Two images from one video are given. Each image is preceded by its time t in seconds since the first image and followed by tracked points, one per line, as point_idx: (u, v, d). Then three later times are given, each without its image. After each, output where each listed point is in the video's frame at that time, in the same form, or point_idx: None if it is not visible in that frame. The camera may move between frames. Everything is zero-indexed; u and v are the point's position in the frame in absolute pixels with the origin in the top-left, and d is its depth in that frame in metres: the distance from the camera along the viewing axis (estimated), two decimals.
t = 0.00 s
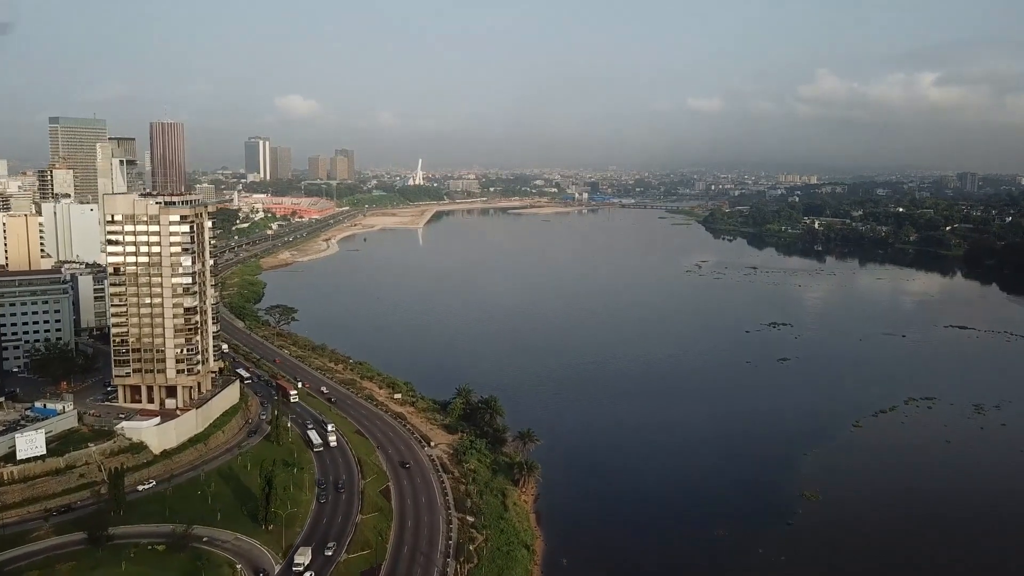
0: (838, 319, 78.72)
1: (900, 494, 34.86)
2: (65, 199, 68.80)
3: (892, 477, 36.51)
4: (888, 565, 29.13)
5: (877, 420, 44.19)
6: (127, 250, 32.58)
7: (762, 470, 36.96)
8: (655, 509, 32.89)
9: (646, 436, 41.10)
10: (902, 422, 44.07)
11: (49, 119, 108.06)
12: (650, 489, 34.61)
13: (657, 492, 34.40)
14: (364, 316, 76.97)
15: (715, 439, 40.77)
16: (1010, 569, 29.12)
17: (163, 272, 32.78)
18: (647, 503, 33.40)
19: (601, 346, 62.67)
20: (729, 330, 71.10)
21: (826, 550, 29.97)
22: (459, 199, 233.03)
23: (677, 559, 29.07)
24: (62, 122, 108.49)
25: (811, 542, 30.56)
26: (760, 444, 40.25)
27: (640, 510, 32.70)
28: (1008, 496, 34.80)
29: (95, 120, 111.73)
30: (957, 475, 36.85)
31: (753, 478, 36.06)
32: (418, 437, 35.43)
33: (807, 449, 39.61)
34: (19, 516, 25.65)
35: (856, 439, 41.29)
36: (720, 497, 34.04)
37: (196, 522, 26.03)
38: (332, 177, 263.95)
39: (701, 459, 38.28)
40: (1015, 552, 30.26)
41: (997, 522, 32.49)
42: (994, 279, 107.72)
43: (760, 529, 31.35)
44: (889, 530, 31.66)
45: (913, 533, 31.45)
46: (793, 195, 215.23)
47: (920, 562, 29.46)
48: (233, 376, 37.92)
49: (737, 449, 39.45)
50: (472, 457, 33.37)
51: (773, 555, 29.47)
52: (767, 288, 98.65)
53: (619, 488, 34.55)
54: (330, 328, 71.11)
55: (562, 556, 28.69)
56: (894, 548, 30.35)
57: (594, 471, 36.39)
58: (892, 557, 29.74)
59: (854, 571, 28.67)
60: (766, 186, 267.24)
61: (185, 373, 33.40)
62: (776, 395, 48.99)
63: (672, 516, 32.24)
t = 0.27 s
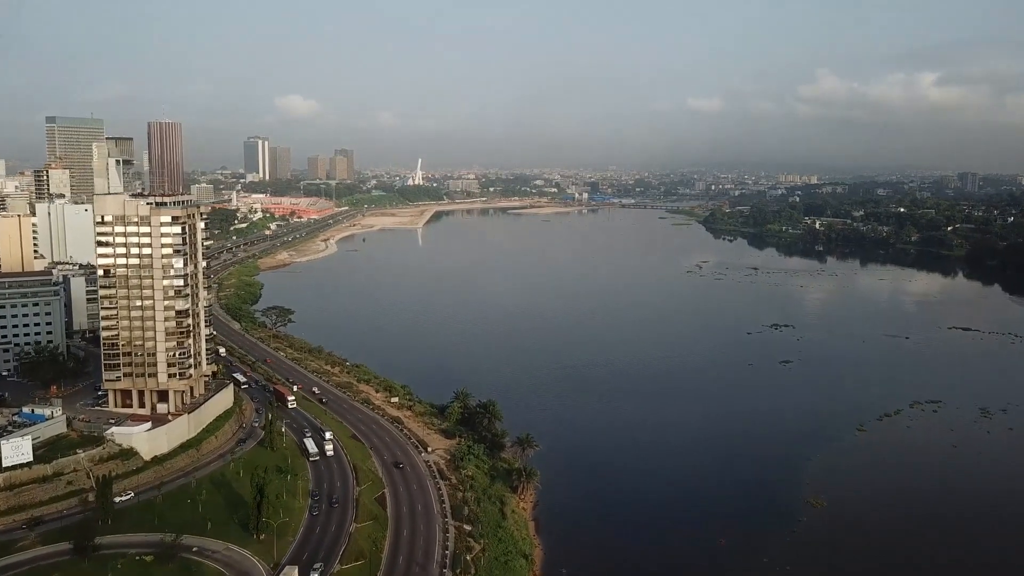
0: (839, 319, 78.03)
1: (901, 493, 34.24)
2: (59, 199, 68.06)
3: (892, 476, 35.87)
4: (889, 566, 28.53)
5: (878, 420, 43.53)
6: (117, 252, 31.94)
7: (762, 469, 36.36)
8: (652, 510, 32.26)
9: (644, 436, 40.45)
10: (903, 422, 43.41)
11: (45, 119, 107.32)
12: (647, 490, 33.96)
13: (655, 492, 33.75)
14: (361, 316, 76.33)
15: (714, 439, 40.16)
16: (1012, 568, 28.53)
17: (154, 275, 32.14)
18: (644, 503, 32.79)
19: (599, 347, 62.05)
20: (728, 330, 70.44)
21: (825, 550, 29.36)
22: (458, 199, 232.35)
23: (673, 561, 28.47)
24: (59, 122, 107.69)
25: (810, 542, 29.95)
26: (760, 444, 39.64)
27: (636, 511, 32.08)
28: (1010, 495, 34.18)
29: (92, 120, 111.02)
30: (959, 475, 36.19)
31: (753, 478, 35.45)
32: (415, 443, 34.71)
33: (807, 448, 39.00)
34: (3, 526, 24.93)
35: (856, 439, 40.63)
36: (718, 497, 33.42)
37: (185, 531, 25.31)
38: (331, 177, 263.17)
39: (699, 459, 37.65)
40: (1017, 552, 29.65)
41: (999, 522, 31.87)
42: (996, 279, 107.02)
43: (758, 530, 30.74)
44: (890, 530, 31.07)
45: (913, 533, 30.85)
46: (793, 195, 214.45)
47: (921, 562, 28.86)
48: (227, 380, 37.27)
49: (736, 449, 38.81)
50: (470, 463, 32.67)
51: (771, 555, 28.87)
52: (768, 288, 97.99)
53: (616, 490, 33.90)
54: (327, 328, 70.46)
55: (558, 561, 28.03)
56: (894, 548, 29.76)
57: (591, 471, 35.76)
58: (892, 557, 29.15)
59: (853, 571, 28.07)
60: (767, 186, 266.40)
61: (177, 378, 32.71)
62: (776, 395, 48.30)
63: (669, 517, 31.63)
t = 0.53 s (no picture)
0: (836, 319, 77.54)
1: (900, 494, 33.66)
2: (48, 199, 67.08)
3: (891, 476, 35.33)
4: (888, 566, 27.97)
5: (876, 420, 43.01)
6: (101, 254, 31.14)
7: (760, 469, 35.83)
8: (648, 511, 31.68)
9: (640, 437, 39.84)
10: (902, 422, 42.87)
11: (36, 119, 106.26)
12: (643, 491, 33.36)
13: (651, 494, 33.15)
14: (354, 317, 75.62)
15: (711, 439, 39.63)
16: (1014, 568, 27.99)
17: (139, 277, 31.36)
18: (640, 504, 32.18)
19: (595, 347, 61.44)
20: (724, 330, 69.92)
21: (823, 551, 28.80)
22: (453, 199, 231.64)
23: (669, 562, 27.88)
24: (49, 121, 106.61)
25: (809, 543, 29.39)
26: (757, 444, 39.10)
27: (632, 513, 31.49)
28: (1011, 494, 33.67)
29: (83, 120, 110.02)
30: (959, 475, 35.64)
31: (751, 478, 34.90)
32: (407, 448, 33.97)
33: (805, 448, 38.49)
34: None
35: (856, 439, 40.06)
36: (715, 498, 32.85)
37: (168, 543, 24.55)
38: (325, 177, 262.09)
39: (695, 459, 37.08)
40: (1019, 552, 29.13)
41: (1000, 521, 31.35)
42: (991, 279, 106.78)
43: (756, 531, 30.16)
44: (889, 530, 30.51)
45: (913, 533, 30.30)
46: (788, 194, 214.23)
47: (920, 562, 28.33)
48: (215, 385, 36.47)
49: (733, 449, 38.23)
50: (463, 469, 31.97)
51: (769, 557, 28.29)
52: (763, 288, 97.57)
53: (611, 491, 33.28)
54: (320, 330, 69.68)
55: (551, 566, 27.38)
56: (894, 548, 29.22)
57: (586, 472, 35.12)
58: (892, 557, 28.59)
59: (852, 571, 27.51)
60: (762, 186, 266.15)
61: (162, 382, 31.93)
62: (773, 395, 47.75)
63: (664, 519, 31.03)
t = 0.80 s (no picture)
0: (836, 319, 76.88)
1: (901, 494, 33.02)
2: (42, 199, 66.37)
3: (892, 476, 34.71)
4: (888, 566, 27.34)
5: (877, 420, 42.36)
6: (91, 256, 30.48)
7: (760, 469, 35.21)
8: (644, 511, 31.05)
9: (638, 437, 39.22)
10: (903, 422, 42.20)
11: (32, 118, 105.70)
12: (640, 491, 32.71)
13: (648, 494, 32.51)
14: (351, 317, 75.07)
15: (711, 439, 39.01)
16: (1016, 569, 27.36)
17: (129, 278, 30.72)
18: (637, 505, 31.54)
19: (593, 347, 60.83)
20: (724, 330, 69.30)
21: (822, 551, 28.17)
22: (452, 199, 231.12)
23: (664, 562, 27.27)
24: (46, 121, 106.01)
25: (807, 542, 28.78)
26: (757, 444, 38.49)
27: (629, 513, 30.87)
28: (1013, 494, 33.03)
29: (81, 119, 109.44)
30: (961, 475, 34.97)
31: (750, 477, 34.30)
32: (403, 454, 33.31)
33: (805, 448, 37.89)
34: None
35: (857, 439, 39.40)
36: (712, 498, 32.22)
37: (157, 552, 23.89)
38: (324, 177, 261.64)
39: (694, 459, 36.46)
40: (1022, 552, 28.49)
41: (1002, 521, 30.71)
42: (992, 280, 106.13)
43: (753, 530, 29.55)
44: (890, 530, 29.88)
45: (914, 533, 29.67)
46: (789, 195, 213.54)
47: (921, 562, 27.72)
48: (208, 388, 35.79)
49: (732, 449, 37.60)
50: (460, 475, 31.31)
51: (766, 557, 27.67)
52: (764, 288, 96.95)
53: (608, 492, 32.65)
54: (317, 330, 69.12)
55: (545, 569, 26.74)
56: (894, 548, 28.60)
57: (582, 473, 34.49)
58: (892, 557, 27.97)
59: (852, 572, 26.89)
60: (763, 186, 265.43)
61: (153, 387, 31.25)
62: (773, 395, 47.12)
63: (661, 519, 30.43)
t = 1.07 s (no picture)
0: (838, 319, 76.31)
1: (903, 494, 32.36)
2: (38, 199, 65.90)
3: (893, 476, 34.06)
4: (887, 566, 26.71)
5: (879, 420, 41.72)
6: (80, 257, 29.81)
7: (759, 468, 34.59)
8: (640, 511, 30.43)
9: (637, 437, 38.61)
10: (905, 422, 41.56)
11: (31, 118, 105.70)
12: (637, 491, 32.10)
13: (645, 494, 31.87)
14: (349, 317, 74.56)
15: (710, 439, 38.40)
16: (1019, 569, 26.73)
17: (120, 280, 30.06)
18: (633, 505, 30.92)
19: (592, 347, 60.27)
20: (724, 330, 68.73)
21: (820, 551, 27.56)
22: (453, 199, 230.67)
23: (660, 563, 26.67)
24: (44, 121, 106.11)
25: (806, 542, 28.17)
26: (757, 444, 37.85)
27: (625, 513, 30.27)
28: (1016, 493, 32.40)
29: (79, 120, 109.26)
30: (964, 475, 34.34)
31: (749, 478, 33.66)
32: (400, 459, 32.63)
33: (805, 448, 37.25)
34: None
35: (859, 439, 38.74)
36: (710, 497, 31.60)
37: (145, 564, 23.23)
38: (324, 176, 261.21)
39: (692, 458, 35.86)
40: None
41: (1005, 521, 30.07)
42: (994, 280, 105.53)
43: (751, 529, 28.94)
44: (890, 530, 29.27)
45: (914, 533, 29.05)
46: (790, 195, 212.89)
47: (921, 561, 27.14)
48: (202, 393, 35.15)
49: (731, 449, 36.97)
50: (458, 481, 30.63)
51: (764, 557, 27.06)
52: (765, 288, 96.43)
53: (604, 492, 32.02)
54: (315, 330, 68.63)
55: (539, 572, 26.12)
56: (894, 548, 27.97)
57: (579, 473, 33.87)
58: (892, 557, 27.33)
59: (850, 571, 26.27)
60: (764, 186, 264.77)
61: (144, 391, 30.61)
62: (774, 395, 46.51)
63: (657, 518, 29.83)
